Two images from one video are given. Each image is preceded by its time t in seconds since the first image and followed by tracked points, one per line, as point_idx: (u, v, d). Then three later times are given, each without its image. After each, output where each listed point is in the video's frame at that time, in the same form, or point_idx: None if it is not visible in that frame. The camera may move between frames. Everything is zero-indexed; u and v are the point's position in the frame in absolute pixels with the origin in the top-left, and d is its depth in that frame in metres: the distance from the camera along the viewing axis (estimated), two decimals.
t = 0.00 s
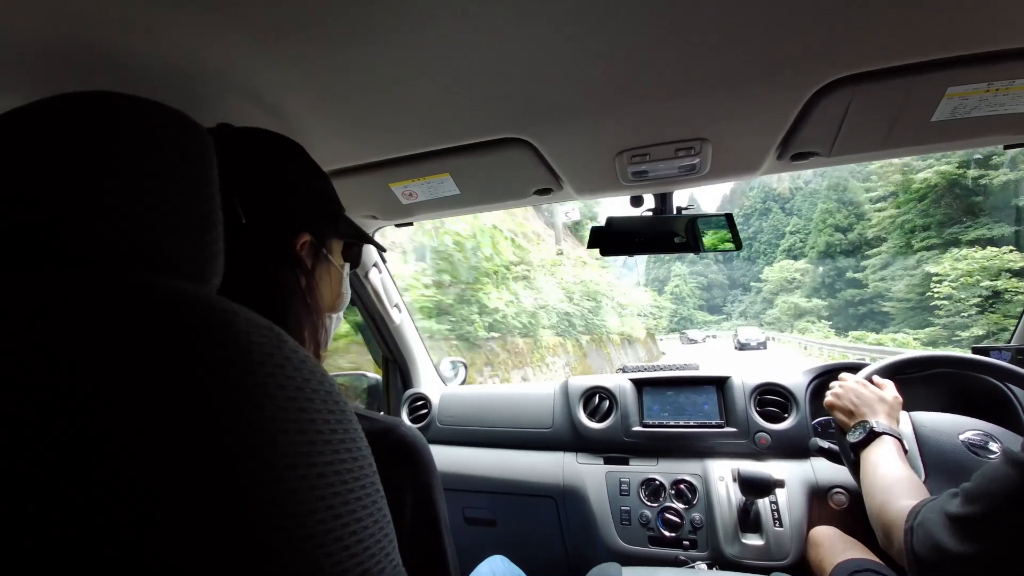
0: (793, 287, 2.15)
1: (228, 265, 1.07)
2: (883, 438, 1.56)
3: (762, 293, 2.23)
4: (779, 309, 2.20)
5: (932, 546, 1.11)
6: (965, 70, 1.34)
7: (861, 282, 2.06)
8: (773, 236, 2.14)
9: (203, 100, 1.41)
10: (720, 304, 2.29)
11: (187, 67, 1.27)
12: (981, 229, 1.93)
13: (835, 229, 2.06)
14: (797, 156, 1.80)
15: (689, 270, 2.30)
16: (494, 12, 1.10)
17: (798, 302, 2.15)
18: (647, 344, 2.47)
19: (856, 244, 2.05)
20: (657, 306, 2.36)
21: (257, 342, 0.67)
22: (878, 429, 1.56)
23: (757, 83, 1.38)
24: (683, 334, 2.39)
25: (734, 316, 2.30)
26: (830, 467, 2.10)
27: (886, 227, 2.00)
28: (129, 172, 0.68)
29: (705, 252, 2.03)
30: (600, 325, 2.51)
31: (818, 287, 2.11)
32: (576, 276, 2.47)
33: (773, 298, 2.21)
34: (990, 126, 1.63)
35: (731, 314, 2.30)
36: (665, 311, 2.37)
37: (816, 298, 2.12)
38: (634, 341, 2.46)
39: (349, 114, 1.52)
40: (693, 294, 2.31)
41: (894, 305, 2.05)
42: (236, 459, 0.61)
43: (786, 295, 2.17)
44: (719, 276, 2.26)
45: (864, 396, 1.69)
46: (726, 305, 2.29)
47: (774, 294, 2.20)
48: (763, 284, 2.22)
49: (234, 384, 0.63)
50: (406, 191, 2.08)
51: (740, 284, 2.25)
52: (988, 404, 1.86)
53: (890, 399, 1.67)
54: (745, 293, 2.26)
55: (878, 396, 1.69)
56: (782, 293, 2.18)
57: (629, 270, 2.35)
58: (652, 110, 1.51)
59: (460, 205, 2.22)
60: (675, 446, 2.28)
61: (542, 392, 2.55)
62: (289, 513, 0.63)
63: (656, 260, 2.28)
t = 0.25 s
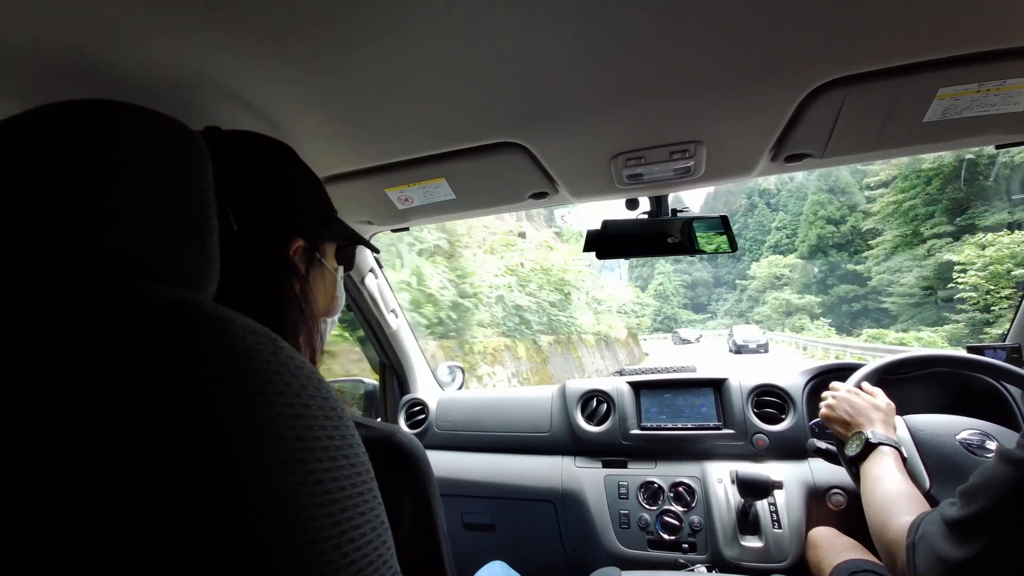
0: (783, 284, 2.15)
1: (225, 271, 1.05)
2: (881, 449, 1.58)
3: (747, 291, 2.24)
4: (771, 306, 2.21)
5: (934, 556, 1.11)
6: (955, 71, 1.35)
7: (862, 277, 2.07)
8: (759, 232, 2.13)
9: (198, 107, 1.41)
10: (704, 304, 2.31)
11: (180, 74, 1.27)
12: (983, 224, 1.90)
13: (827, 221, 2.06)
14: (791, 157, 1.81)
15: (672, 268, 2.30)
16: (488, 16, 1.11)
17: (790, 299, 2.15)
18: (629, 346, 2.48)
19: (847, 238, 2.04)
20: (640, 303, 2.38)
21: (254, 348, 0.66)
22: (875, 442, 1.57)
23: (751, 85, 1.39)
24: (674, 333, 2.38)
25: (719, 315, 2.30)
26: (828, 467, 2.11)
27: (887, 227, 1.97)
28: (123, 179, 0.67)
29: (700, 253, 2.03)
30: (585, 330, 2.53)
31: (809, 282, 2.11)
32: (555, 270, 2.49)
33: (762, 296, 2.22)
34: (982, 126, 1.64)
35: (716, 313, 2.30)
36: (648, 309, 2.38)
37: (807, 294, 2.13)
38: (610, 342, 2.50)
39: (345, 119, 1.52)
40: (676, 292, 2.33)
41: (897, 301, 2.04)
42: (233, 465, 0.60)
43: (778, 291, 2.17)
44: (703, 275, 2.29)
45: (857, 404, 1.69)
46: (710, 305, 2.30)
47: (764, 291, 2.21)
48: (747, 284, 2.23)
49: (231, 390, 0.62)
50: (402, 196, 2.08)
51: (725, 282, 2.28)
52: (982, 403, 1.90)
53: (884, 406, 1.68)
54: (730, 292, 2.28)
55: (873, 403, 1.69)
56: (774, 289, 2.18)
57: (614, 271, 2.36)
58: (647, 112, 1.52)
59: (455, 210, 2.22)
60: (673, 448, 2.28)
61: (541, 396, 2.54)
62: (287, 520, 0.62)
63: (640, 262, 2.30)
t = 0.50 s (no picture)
0: (774, 280, 2.20)
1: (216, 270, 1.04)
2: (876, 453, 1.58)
3: (734, 289, 2.30)
4: (763, 303, 2.25)
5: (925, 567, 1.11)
6: (947, 65, 1.36)
7: (858, 272, 2.13)
8: (747, 227, 2.13)
9: (189, 103, 1.39)
10: (690, 303, 2.35)
11: (171, 70, 1.26)
12: (968, 219, 2.00)
13: (820, 213, 2.09)
14: (784, 152, 1.82)
15: (657, 266, 2.32)
16: (482, 10, 1.10)
17: (785, 295, 2.20)
18: (608, 348, 2.55)
19: (841, 232, 2.11)
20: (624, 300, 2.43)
21: (249, 345, 0.66)
22: (869, 445, 1.57)
23: (745, 78, 1.39)
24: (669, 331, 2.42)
25: (705, 314, 2.35)
26: (820, 458, 2.13)
27: (880, 220, 2.06)
28: (116, 180, 0.67)
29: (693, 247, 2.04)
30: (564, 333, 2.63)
31: (800, 279, 2.18)
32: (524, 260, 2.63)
33: (753, 294, 2.27)
34: (973, 120, 1.65)
35: (702, 312, 2.35)
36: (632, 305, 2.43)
37: (797, 289, 2.19)
38: (584, 344, 2.59)
39: (338, 115, 1.51)
40: (662, 291, 2.35)
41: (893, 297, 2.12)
42: (229, 463, 0.60)
43: (771, 288, 2.22)
44: (689, 272, 2.29)
45: (852, 407, 1.68)
46: (696, 304, 2.35)
47: (752, 288, 2.26)
48: (734, 283, 2.29)
49: (227, 387, 0.62)
50: (396, 191, 2.07)
51: (711, 280, 2.31)
52: (973, 394, 1.92)
53: (875, 405, 1.68)
54: (716, 290, 2.32)
55: (863, 404, 1.69)
56: (765, 286, 2.23)
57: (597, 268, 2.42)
58: (642, 106, 1.51)
59: (450, 205, 2.21)
60: (668, 439, 2.29)
61: (536, 391, 2.55)
62: (285, 517, 0.62)
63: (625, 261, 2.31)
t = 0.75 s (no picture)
0: (767, 276, 2.21)
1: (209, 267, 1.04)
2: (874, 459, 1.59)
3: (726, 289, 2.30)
4: (760, 300, 2.26)
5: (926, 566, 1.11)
6: (937, 64, 1.37)
7: (857, 267, 2.13)
8: (736, 224, 2.13)
9: (180, 101, 1.38)
10: (678, 302, 2.36)
11: (162, 69, 1.25)
12: (960, 211, 2.02)
13: (818, 204, 2.08)
14: (776, 150, 1.83)
15: (644, 265, 2.32)
16: (475, 9, 1.10)
17: (782, 292, 2.21)
18: (585, 352, 2.57)
19: (841, 225, 2.10)
20: (607, 297, 2.46)
21: (243, 345, 0.66)
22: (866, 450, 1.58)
23: (738, 77, 1.40)
24: (665, 332, 2.43)
25: (693, 313, 2.37)
26: (812, 454, 2.15)
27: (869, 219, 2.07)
28: (106, 181, 0.66)
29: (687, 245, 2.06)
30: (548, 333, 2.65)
31: (796, 273, 2.16)
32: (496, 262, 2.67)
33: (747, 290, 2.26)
34: (963, 118, 1.67)
35: (690, 311, 2.37)
36: (618, 302, 2.45)
37: (792, 284, 2.19)
38: (554, 348, 2.62)
39: (332, 113, 1.50)
40: (648, 290, 2.36)
41: (896, 294, 2.14)
42: (223, 464, 0.60)
43: (766, 283, 2.23)
44: (676, 271, 2.31)
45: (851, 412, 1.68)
46: (684, 303, 2.36)
47: (745, 283, 2.26)
48: (724, 281, 2.29)
49: (221, 387, 0.62)
50: (390, 190, 2.07)
51: (698, 279, 2.32)
52: (962, 390, 1.94)
53: (866, 407, 1.68)
54: (705, 289, 2.33)
55: (855, 407, 1.70)
56: (760, 281, 2.23)
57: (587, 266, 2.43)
58: (635, 105, 1.52)
59: (444, 203, 2.21)
60: (664, 436, 2.30)
61: (530, 389, 2.55)
62: (280, 518, 0.62)
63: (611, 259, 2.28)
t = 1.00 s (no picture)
0: (761, 272, 2.24)
1: (202, 271, 1.02)
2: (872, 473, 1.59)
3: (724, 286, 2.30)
4: (760, 296, 2.29)
5: None
6: (925, 68, 1.39)
7: (860, 264, 2.17)
8: (728, 219, 2.16)
9: (171, 103, 1.37)
10: (668, 302, 2.37)
11: (153, 70, 1.24)
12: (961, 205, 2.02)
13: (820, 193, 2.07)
14: (768, 153, 1.84)
15: (633, 262, 2.31)
16: (469, 12, 1.10)
17: (784, 288, 2.26)
18: (558, 355, 2.60)
19: (844, 215, 2.11)
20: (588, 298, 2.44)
21: (235, 349, 0.65)
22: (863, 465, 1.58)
23: (730, 81, 1.41)
24: (665, 332, 2.42)
25: (684, 313, 2.38)
26: (804, 455, 2.16)
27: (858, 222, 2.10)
28: (80, 184, 0.65)
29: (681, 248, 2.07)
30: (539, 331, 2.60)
31: (796, 268, 2.22)
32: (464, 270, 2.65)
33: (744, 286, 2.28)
34: (951, 122, 1.69)
35: (680, 310, 2.38)
36: (603, 298, 2.43)
37: (796, 279, 2.26)
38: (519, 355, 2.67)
39: (324, 116, 1.50)
40: (637, 289, 2.36)
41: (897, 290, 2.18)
42: (215, 470, 0.59)
43: (768, 280, 2.27)
44: (666, 269, 2.31)
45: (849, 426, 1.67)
46: (675, 302, 2.37)
47: (740, 280, 2.28)
48: (716, 281, 2.31)
49: (212, 392, 0.61)
50: (383, 193, 2.06)
51: (690, 276, 2.34)
52: (952, 390, 1.97)
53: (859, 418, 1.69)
54: (695, 287, 2.35)
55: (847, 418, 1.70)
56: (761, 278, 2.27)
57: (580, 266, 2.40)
58: (629, 108, 1.52)
59: (437, 207, 2.21)
60: (658, 440, 2.31)
61: (524, 392, 2.55)
62: (272, 524, 0.61)
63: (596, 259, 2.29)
